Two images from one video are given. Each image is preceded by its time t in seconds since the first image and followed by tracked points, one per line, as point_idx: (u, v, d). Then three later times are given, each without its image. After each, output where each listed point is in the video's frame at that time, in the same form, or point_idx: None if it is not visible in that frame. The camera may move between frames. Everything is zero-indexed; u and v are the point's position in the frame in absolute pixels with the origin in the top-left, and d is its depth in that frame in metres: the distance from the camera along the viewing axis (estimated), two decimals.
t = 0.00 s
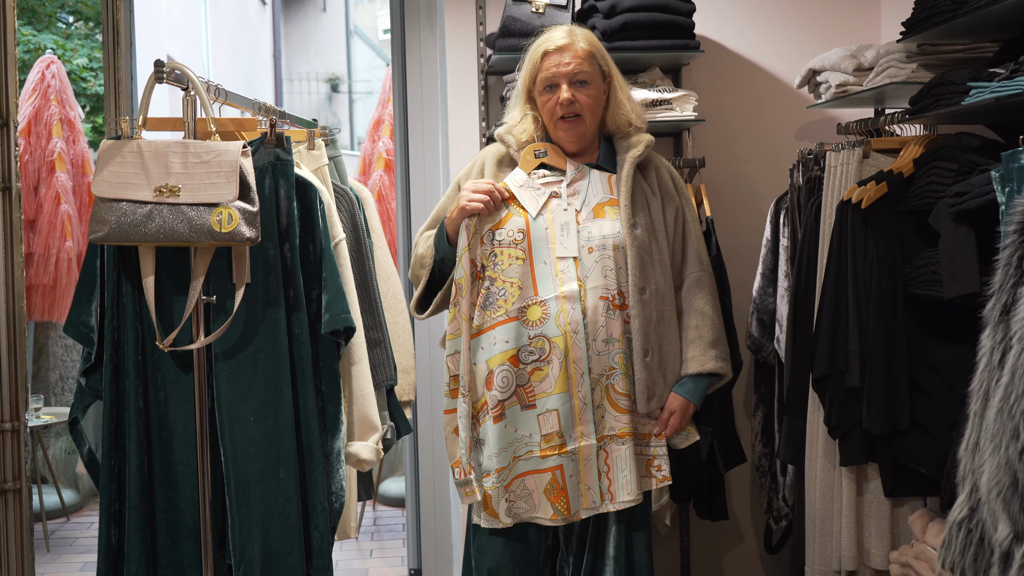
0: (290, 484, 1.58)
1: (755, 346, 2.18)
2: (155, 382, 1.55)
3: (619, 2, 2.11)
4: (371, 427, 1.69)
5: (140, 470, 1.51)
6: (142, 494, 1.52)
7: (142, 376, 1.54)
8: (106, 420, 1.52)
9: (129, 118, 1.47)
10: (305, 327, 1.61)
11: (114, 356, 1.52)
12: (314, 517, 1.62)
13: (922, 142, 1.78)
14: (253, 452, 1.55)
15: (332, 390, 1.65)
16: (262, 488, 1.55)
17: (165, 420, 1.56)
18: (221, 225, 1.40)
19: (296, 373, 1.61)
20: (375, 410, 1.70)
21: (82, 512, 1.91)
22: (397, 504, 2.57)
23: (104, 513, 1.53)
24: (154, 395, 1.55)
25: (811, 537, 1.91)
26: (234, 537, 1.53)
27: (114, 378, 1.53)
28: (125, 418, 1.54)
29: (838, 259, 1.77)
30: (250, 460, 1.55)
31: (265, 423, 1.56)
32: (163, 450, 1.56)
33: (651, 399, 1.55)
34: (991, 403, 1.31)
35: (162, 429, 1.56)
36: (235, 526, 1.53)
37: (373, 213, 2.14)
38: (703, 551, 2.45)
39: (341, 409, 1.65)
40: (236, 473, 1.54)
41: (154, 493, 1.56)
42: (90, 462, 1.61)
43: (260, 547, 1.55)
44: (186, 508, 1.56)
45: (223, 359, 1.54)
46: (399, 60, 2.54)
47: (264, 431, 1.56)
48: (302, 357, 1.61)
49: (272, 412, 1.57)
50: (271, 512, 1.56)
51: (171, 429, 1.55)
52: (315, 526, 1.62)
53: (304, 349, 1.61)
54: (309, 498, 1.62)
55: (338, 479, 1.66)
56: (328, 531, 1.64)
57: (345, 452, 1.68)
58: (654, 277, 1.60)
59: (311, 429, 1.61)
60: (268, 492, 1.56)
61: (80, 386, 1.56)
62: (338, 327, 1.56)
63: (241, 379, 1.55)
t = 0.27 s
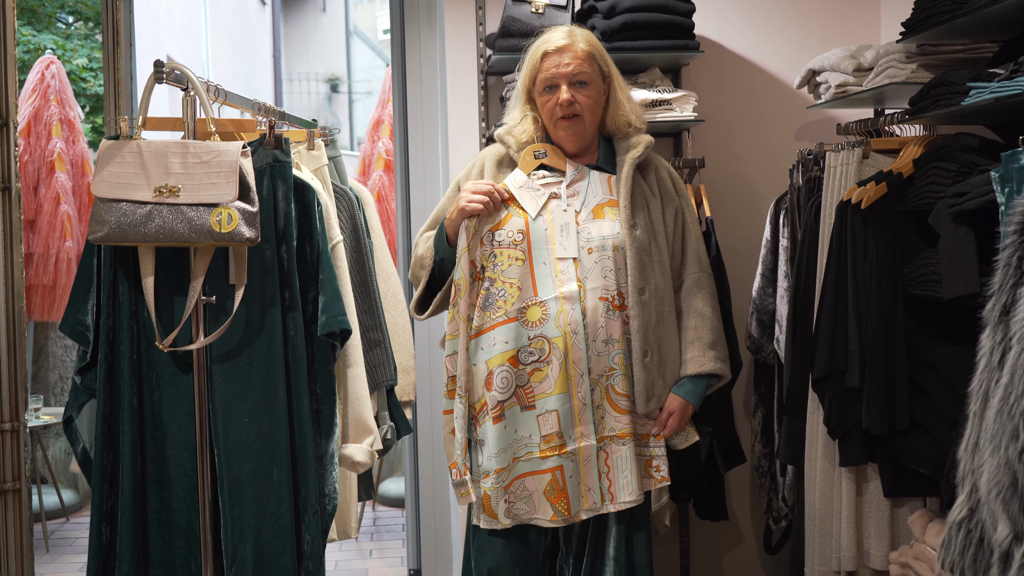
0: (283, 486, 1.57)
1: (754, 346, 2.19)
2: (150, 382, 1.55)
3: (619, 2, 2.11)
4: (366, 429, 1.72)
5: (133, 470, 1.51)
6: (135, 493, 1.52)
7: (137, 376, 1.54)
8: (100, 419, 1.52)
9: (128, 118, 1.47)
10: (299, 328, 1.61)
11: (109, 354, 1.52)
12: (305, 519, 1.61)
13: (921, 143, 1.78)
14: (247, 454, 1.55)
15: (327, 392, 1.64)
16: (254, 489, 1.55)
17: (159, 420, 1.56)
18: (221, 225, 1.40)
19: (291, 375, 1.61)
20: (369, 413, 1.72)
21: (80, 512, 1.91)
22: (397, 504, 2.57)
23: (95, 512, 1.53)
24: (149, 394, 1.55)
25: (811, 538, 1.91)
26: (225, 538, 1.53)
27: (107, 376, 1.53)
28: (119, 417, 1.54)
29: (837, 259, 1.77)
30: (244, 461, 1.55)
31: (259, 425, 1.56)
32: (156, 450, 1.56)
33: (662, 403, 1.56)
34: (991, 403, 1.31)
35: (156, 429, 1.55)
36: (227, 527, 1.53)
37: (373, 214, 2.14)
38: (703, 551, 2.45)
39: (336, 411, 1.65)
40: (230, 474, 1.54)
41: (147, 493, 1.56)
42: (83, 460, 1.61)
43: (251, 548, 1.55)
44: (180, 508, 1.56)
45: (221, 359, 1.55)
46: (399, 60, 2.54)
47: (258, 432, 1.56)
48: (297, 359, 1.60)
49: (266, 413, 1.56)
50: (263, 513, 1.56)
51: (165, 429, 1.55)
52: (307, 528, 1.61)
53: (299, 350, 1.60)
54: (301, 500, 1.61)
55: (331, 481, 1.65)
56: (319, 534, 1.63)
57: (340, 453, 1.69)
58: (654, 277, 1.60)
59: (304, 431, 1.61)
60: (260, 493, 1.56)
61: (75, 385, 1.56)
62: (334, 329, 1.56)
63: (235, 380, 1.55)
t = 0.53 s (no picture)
0: (280, 486, 1.57)
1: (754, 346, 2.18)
2: (148, 381, 1.55)
3: (619, 2, 2.11)
4: (363, 430, 1.72)
5: (130, 469, 1.51)
6: (131, 492, 1.52)
7: (135, 376, 1.54)
8: (97, 418, 1.52)
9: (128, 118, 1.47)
10: (297, 328, 1.60)
11: (106, 354, 1.53)
12: (302, 520, 1.61)
13: (921, 144, 1.78)
14: (245, 454, 1.55)
15: (325, 393, 1.64)
16: (252, 489, 1.55)
17: (157, 420, 1.56)
18: (221, 225, 1.40)
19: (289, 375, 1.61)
20: (368, 415, 1.73)
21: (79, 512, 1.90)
22: (397, 504, 2.57)
23: (93, 510, 1.53)
24: (147, 394, 1.55)
25: (811, 538, 1.91)
26: (222, 537, 1.53)
27: (106, 376, 1.53)
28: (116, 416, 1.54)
29: (837, 259, 1.77)
30: (241, 461, 1.55)
31: (256, 425, 1.56)
32: (154, 450, 1.56)
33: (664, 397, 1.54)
34: (991, 403, 1.31)
35: (153, 428, 1.55)
36: (224, 526, 1.53)
37: (373, 214, 2.14)
38: (703, 551, 2.45)
39: (334, 412, 1.64)
40: (227, 474, 1.54)
41: (144, 493, 1.56)
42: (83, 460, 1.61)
43: (247, 548, 1.54)
44: (177, 508, 1.56)
45: (220, 359, 1.55)
46: (399, 60, 2.53)
47: (255, 433, 1.56)
48: (295, 359, 1.60)
49: (264, 413, 1.56)
50: (260, 513, 1.56)
51: (163, 429, 1.55)
52: (302, 529, 1.61)
53: (297, 351, 1.60)
54: (298, 501, 1.61)
55: (329, 482, 1.64)
56: (315, 535, 1.63)
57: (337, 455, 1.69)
58: (654, 276, 1.59)
59: (301, 432, 1.60)
60: (257, 493, 1.56)
61: (73, 384, 1.56)
62: (332, 330, 1.56)
63: (234, 381, 1.55)
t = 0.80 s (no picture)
0: (283, 485, 1.57)
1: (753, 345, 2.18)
2: (150, 382, 1.55)
3: (619, 2, 2.11)
4: (366, 429, 1.73)
5: (133, 469, 1.51)
6: (134, 493, 1.52)
7: (137, 376, 1.54)
8: (101, 419, 1.52)
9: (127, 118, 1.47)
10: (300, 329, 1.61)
11: (109, 355, 1.53)
12: (306, 518, 1.61)
13: (921, 144, 1.78)
14: (247, 454, 1.55)
15: (327, 392, 1.64)
16: (255, 488, 1.56)
17: (159, 421, 1.55)
18: (220, 225, 1.40)
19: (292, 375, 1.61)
20: (369, 413, 1.73)
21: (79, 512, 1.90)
22: (397, 504, 2.57)
23: (98, 512, 1.54)
24: (148, 395, 1.55)
25: (811, 538, 1.91)
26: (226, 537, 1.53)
27: (108, 377, 1.53)
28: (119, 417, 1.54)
29: (837, 260, 1.77)
30: (244, 461, 1.55)
31: (259, 425, 1.56)
32: (156, 450, 1.56)
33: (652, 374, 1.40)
34: (991, 403, 1.30)
35: (155, 429, 1.55)
36: (228, 526, 1.53)
37: (372, 214, 2.14)
38: (703, 551, 2.45)
39: (336, 411, 1.65)
40: (230, 474, 1.54)
41: (147, 493, 1.55)
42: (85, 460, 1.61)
43: (252, 547, 1.54)
44: (179, 508, 1.56)
45: (221, 359, 1.55)
46: (399, 61, 2.56)
47: (258, 432, 1.56)
48: (297, 359, 1.60)
49: (266, 413, 1.56)
50: (264, 512, 1.56)
51: (165, 429, 1.55)
52: (307, 528, 1.61)
53: (299, 350, 1.60)
54: (302, 500, 1.61)
55: (332, 481, 1.65)
56: (321, 533, 1.63)
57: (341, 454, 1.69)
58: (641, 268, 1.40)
59: (304, 431, 1.61)
60: (261, 492, 1.56)
61: (75, 386, 1.56)
62: (334, 329, 1.56)
63: (236, 381, 1.55)
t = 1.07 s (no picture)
0: (291, 483, 1.58)
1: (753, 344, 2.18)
2: (155, 382, 1.55)
3: (619, 2, 2.11)
4: (372, 426, 1.70)
5: (140, 469, 1.51)
6: (141, 493, 1.52)
7: (141, 377, 1.54)
8: (106, 419, 1.52)
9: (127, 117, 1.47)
10: (303, 328, 1.61)
11: (112, 355, 1.53)
12: (314, 515, 1.62)
13: (921, 143, 1.78)
14: (253, 452, 1.55)
15: (332, 389, 1.64)
16: (262, 486, 1.56)
17: (164, 421, 1.56)
18: (220, 224, 1.40)
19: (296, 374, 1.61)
20: (376, 410, 1.71)
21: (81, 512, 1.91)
22: (397, 504, 2.57)
23: (105, 512, 1.53)
24: (153, 395, 1.55)
25: (811, 537, 1.91)
26: (235, 535, 1.53)
27: (113, 377, 1.53)
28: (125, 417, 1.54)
29: (837, 260, 1.77)
30: (250, 459, 1.55)
31: (265, 423, 1.56)
32: (162, 450, 1.56)
33: (645, 394, 1.36)
34: (991, 402, 1.30)
35: (160, 429, 1.56)
36: (236, 524, 1.53)
37: (372, 213, 2.14)
38: (703, 551, 2.45)
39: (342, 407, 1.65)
40: (237, 472, 1.54)
41: (153, 493, 1.56)
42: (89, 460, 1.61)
43: (260, 545, 1.55)
44: (184, 507, 1.57)
45: (224, 358, 1.54)
46: (399, 61, 2.56)
47: (264, 431, 1.56)
48: (301, 357, 1.60)
49: (272, 411, 1.57)
50: (271, 510, 1.56)
51: (170, 429, 1.56)
52: (315, 525, 1.62)
53: (304, 349, 1.60)
54: (309, 498, 1.62)
55: (339, 477, 1.66)
56: (329, 529, 1.64)
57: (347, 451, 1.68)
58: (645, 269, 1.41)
59: (311, 429, 1.61)
60: (269, 490, 1.56)
61: (80, 387, 1.56)
62: (341, 325, 1.56)
63: (240, 379, 1.55)
